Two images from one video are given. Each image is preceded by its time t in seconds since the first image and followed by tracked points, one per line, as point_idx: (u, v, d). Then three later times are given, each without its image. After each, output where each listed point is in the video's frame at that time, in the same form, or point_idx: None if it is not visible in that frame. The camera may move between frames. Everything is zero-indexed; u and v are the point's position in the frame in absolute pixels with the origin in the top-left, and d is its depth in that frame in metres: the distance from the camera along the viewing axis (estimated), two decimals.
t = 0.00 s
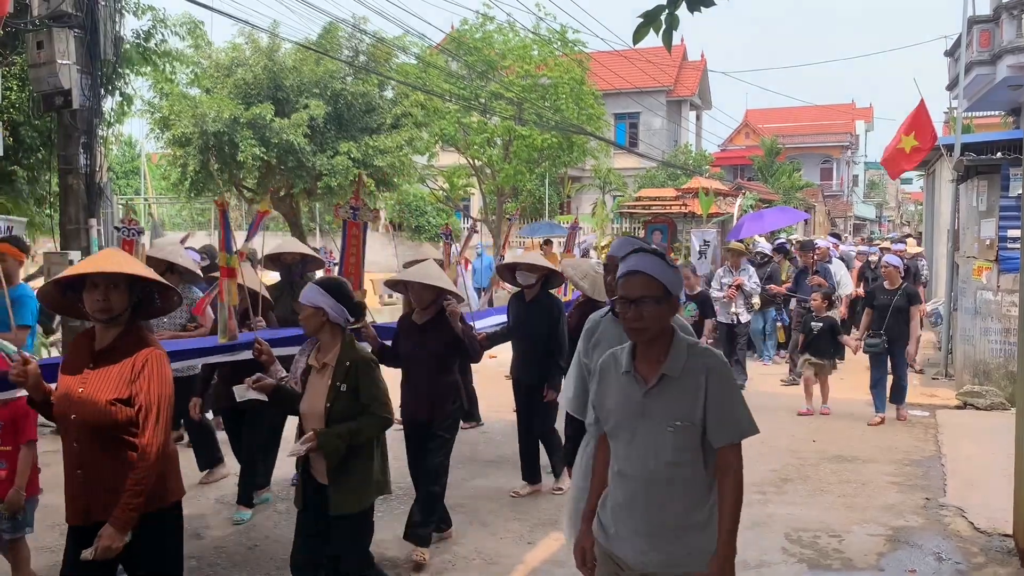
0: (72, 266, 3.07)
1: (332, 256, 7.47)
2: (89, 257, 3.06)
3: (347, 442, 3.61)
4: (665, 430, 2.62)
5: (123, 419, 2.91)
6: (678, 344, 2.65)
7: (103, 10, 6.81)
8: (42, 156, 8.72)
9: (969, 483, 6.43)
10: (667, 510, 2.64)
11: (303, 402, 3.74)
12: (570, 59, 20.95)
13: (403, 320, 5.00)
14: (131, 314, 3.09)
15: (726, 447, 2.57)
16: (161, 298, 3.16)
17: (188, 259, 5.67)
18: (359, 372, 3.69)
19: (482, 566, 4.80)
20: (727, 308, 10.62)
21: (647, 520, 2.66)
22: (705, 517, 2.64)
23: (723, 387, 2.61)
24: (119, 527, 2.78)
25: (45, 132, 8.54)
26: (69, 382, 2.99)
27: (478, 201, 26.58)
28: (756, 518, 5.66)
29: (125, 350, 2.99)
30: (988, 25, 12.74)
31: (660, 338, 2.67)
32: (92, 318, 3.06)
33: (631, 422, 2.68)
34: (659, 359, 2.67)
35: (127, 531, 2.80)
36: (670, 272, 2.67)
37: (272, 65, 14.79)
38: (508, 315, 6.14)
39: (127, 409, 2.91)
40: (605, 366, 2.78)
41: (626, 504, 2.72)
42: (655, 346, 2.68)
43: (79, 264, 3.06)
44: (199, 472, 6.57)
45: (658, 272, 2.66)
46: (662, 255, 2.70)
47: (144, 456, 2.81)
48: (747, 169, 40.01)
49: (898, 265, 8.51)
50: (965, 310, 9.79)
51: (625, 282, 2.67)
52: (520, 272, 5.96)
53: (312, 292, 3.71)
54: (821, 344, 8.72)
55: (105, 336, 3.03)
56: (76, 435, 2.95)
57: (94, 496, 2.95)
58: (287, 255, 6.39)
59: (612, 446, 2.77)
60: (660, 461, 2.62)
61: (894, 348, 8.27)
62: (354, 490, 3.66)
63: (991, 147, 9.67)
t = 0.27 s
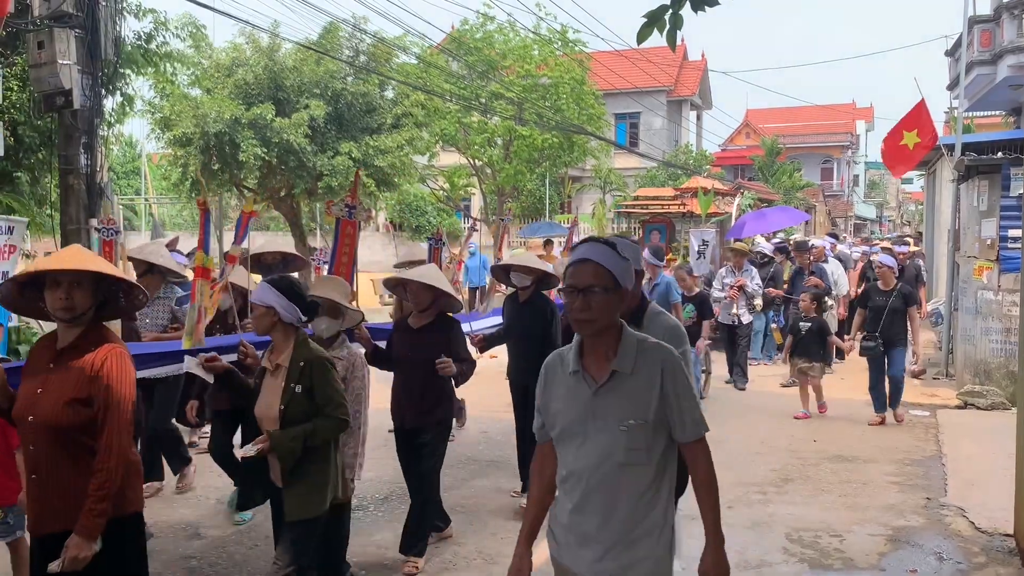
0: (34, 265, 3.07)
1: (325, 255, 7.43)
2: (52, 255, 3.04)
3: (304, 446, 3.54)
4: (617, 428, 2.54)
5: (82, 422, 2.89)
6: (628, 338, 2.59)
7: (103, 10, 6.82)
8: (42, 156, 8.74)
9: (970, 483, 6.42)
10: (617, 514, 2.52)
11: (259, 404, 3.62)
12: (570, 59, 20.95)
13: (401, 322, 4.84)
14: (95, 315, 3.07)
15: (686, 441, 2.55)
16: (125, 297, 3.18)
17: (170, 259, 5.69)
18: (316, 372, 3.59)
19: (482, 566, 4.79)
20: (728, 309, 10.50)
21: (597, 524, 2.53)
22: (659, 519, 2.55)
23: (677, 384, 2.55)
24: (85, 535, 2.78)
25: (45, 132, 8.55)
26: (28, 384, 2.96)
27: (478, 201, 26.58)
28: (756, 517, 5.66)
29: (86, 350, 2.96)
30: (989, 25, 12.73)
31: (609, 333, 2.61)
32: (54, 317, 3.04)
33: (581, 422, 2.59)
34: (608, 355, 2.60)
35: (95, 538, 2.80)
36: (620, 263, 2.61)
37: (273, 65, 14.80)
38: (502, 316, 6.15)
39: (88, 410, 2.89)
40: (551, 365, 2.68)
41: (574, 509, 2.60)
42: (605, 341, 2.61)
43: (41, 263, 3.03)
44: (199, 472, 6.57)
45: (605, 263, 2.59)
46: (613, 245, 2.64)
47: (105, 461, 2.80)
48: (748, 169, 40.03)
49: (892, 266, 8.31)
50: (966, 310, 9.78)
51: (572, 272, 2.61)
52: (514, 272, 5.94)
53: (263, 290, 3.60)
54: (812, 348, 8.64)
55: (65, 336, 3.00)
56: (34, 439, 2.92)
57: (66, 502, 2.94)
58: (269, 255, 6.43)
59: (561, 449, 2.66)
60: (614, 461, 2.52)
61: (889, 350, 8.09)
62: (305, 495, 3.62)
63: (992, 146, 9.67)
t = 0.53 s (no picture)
0: (7, 265, 3.05)
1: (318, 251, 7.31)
2: (24, 253, 3.02)
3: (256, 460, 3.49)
4: (583, 436, 2.42)
5: (57, 425, 2.90)
6: (598, 344, 2.46)
7: (103, 10, 6.82)
8: (43, 156, 8.75)
9: (970, 483, 6.43)
10: (581, 525, 2.42)
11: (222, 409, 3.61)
12: (570, 59, 20.95)
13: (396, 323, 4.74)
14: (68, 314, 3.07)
15: (656, 452, 2.46)
16: (101, 297, 3.18)
17: (158, 260, 5.70)
18: (274, 382, 3.52)
19: (482, 566, 4.80)
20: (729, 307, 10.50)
21: (566, 537, 2.43)
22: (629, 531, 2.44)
23: (648, 394, 2.45)
24: (63, 541, 2.81)
25: (45, 132, 8.56)
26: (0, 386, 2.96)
27: (478, 201, 26.60)
28: (757, 518, 5.67)
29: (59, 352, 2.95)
30: (989, 25, 12.72)
31: (578, 337, 2.48)
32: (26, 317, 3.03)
33: (545, 430, 2.46)
34: (577, 361, 2.48)
35: (72, 544, 2.83)
36: (592, 264, 2.47)
37: (272, 65, 14.80)
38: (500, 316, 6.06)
39: (62, 413, 2.90)
40: (515, 368, 2.54)
41: (535, 518, 2.49)
42: (574, 345, 2.48)
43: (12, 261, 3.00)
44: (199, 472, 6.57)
45: (578, 264, 2.44)
46: (586, 244, 2.50)
47: (83, 467, 2.83)
48: (747, 169, 40.06)
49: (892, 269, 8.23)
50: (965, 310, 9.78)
51: (542, 271, 2.45)
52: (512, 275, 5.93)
53: (226, 295, 3.60)
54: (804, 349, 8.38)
55: (38, 337, 2.99)
56: (7, 441, 2.92)
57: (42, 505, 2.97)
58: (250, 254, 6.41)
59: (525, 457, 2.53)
60: (582, 471, 2.41)
61: (888, 353, 7.95)
62: (258, 508, 3.52)
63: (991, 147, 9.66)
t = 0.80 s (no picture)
0: None
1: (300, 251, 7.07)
2: None
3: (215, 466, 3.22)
4: (536, 464, 2.16)
5: (30, 435, 2.83)
6: (562, 362, 2.21)
7: (101, 9, 6.79)
8: (40, 155, 8.73)
9: (967, 483, 6.44)
10: (529, 564, 2.15)
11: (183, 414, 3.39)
12: (568, 59, 20.96)
13: (389, 324, 4.64)
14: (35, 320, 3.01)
15: (618, 486, 2.17)
16: (70, 301, 3.14)
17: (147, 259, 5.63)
18: (233, 384, 3.29)
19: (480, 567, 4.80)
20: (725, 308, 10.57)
21: None
22: None
23: (613, 420, 2.18)
24: (55, 555, 2.78)
25: (42, 131, 8.54)
26: None
27: (476, 200, 26.61)
28: (755, 518, 5.67)
29: (28, 360, 2.87)
30: (987, 26, 12.73)
31: (543, 355, 2.24)
32: None
33: (498, 455, 2.21)
34: (538, 381, 2.22)
35: (65, 556, 2.81)
36: (561, 277, 2.23)
37: (271, 65, 14.80)
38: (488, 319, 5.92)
39: (36, 422, 2.83)
40: (476, 384, 2.32)
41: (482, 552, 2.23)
42: (535, 363, 2.24)
43: None
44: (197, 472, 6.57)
45: (544, 273, 2.21)
46: (557, 255, 2.27)
47: (68, 480, 2.80)
48: (745, 169, 40.11)
49: (895, 269, 8.15)
50: (963, 310, 9.80)
51: (506, 281, 2.23)
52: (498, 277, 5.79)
53: (185, 296, 3.41)
54: (796, 351, 8.28)
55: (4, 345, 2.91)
56: None
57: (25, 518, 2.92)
58: (235, 255, 6.39)
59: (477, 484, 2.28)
60: (531, 502, 2.14)
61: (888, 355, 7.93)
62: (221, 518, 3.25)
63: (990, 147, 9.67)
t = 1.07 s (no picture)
0: None
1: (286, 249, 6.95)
2: None
3: (179, 470, 3.20)
4: (490, 477, 2.04)
5: None
6: (521, 365, 2.09)
7: (97, 9, 6.78)
8: (35, 155, 8.70)
9: (963, 483, 6.45)
10: None
11: (140, 420, 3.36)
12: (565, 60, 20.98)
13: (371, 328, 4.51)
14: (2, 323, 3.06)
15: (574, 507, 2.02)
16: (36, 302, 3.21)
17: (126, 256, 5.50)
18: (195, 387, 3.28)
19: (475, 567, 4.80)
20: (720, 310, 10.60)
21: None
22: None
23: (573, 434, 2.03)
24: (15, 568, 2.92)
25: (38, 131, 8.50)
26: None
27: (472, 200, 26.62)
28: (752, 518, 5.68)
29: None
30: (982, 27, 12.76)
31: (503, 359, 2.13)
32: None
33: (453, 465, 2.11)
34: (497, 386, 2.11)
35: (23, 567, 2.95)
36: (524, 274, 2.12)
37: (267, 65, 14.79)
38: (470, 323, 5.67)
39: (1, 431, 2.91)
40: (436, 388, 2.23)
41: (440, 565, 2.14)
42: (496, 366, 2.13)
43: None
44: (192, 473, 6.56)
45: (505, 270, 2.11)
46: (521, 249, 2.16)
47: (25, 493, 2.91)
48: (741, 169, 40.16)
49: (894, 268, 7.94)
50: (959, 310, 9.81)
51: (464, 276, 2.14)
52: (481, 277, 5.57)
53: (140, 297, 3.37)
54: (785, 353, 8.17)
55: None
56: None
57: None
58: (226, 257, 6.36)
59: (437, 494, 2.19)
60: (484, 516, 2.04)
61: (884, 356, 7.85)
62: (186, 522, 3.25)
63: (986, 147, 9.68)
